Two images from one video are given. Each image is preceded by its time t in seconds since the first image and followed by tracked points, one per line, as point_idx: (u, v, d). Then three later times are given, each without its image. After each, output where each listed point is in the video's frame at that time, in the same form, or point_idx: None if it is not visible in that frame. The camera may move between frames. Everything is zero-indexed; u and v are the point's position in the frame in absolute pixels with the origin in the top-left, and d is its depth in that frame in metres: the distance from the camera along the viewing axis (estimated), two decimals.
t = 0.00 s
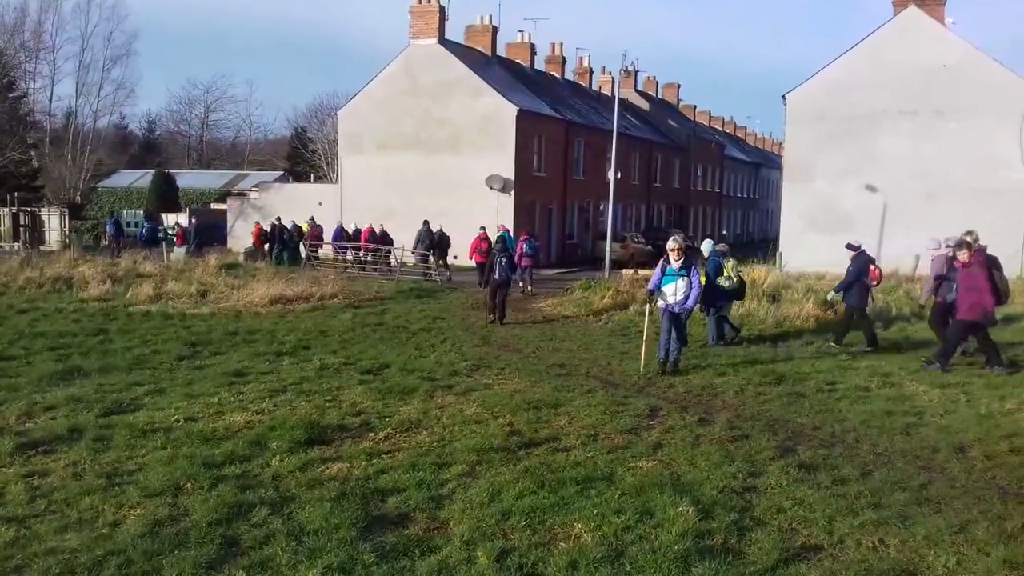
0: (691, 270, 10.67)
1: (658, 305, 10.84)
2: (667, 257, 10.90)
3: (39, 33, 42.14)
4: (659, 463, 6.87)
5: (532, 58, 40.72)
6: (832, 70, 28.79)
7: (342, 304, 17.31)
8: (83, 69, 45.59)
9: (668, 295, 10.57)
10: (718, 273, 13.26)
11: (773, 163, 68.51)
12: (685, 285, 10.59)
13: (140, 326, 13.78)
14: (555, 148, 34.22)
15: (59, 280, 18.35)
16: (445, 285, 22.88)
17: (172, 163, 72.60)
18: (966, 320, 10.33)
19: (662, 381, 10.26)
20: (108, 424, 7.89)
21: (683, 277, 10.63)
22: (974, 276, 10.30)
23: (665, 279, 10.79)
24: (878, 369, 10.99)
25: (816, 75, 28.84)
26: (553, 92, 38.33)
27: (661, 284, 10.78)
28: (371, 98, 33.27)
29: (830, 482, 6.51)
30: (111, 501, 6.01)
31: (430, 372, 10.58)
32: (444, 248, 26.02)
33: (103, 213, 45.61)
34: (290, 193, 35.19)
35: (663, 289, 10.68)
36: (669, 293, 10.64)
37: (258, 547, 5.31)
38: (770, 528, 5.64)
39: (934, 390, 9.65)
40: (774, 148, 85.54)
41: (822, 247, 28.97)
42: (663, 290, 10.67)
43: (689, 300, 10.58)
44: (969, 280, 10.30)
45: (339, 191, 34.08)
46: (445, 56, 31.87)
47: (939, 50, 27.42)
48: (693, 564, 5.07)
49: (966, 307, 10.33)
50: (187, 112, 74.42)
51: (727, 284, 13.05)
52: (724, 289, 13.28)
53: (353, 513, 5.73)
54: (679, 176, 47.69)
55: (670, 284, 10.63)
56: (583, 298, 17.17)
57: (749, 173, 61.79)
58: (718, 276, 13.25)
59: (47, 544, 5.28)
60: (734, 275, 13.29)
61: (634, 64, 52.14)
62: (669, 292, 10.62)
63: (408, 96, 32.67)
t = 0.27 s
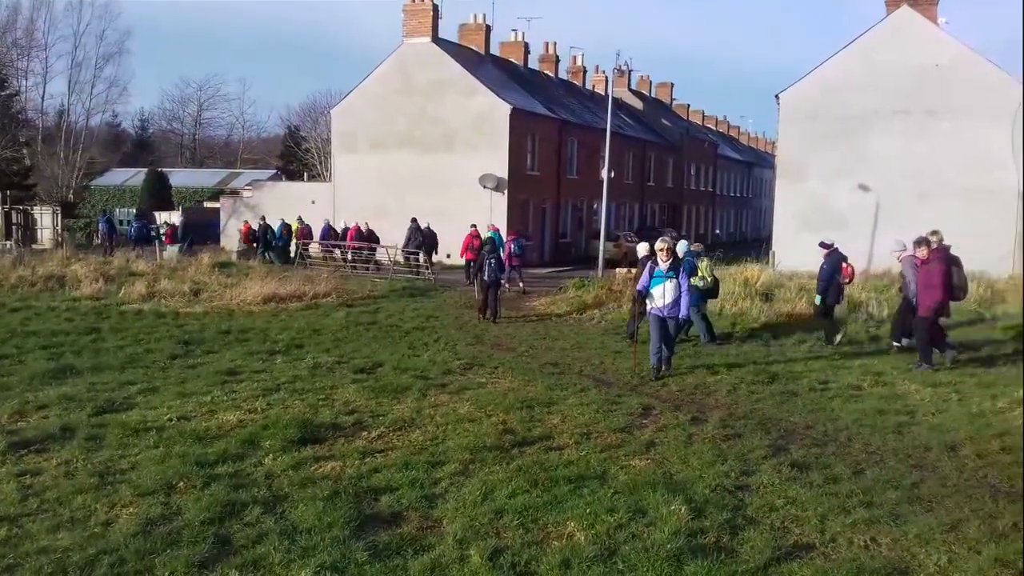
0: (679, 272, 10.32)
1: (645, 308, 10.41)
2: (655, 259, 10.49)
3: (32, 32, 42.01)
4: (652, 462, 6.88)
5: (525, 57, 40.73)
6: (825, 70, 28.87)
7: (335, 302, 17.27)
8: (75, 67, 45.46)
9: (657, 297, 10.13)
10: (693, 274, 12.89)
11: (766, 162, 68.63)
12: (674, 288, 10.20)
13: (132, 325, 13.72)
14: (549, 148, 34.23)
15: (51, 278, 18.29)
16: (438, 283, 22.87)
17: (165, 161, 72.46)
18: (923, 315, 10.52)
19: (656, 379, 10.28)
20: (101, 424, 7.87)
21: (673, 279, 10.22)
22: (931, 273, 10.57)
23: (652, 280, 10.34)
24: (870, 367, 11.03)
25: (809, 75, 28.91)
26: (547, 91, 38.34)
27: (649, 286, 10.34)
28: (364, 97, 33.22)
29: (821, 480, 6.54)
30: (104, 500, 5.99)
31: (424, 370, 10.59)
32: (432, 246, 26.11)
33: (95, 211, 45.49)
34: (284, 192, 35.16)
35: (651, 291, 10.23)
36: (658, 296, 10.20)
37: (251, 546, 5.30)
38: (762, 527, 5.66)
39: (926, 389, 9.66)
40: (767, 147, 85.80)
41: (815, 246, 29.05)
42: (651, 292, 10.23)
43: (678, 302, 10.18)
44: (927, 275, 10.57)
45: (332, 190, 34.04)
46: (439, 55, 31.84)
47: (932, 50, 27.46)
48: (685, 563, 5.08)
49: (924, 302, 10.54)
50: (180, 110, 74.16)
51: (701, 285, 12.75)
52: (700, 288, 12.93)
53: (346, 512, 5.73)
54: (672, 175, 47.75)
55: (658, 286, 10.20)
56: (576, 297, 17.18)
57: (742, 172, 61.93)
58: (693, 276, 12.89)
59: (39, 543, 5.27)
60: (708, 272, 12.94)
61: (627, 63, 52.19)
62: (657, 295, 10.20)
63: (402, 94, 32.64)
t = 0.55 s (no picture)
0: (671, 272, 10.05)
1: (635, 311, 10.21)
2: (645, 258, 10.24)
3: (21, 30, 41.83)
4: (642, 462, 6.88)
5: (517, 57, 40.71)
6: (815, 71, 28.96)
7: (325, 302, 17.25)
8: (64, 66, 45.26)
9: (647, 299, 9.93)
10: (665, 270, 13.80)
11: (756, 163, 68.85)
12: (665, 290, 9.95)
13: (121, 325, 13.66)
14: (540, 148, 34.24)
15: (39, 278, 18.20)
16: (429, 283, 22.84)
17: (155, 160, 72.26)
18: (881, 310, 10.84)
19: (645, 378, 10.30)
20: (88, 424, 7.83)
21: (662, 280, 9.99)
22: (892, 270, 10.86)
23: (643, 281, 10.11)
24: (860, 367, 11.08)
25: (800, 76, 29.01)
26: (539, 91, 38.35)
27: (640, 288, 10.16)
28: (356, 96, 33.16)
29: (809, 480, 6.55)
30: (91, 501, 5.96)
31: (414, 370, 10.60)
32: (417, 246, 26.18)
33: (84, 210, 45.30)
34: (274, 192, 35.11)
35: (642, 294, 10.03)
36: (648, 297, 9.99)
37: (239, 547, 5.28)
38: (751, 526, 5.66)
39: (914, 389, 9.70)
40: (757, 148, 86.08)
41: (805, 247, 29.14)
42: (641, 294, 10.02)
43: (669, 305, 9.98)
44: (886, 272, 10.89)
45: (323, 190, 33.99)
46: (431, 55, 31.82)
47: (921, 51, 27.60)
48: (675, 563, 5.08)
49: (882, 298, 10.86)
50: (170, 109, 73.90)
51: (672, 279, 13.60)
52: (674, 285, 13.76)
53: (335, 513, 5.72)
54: (663, 175, 47.82)
55: (649, 287, 9.99)
56: (567, 297, 17.21)
57: (733, 173, 62.10)
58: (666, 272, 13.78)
59: (25, 545, 5.24)
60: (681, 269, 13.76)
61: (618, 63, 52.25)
62: (647, 297, 10.00)
63: (393, 94, 32.59)
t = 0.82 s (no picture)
0: (666, 275, 9.65)
1: (629, 313, 9.95)
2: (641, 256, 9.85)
3: (8, 28, 41.60)
4: (631, 461, 6.89)
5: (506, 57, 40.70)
6: (803, 72, 29.22)
7: (314, 302, 17.19)
8: (51, 65, 44.97)
9: (641, 304, 9.66)
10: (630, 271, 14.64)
11: (744, 163, 69.09)
12: (659, 294, 9.61)
13: (109, 324, 13.59)
14: (528, 147, 34.22)
15: (25, 277, 18.09)
16: (418, 283, 22.83)
17: (142, 159, 71.86)
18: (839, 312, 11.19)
19: (634, 378, 10.33)
20: (76, 424, 7.78)
21: (656, 284, 9.62)
22: (848, 271, 11.23)
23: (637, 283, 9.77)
24: (848, 366, 11.13)
25: (786, 77, 29.26)
26: (528, 91, 38.35)
27: (633, 289, 9.80)
28: (344, 95, 33.10)
29: (798, 480, 6.57)
30: (79, 502, 5.93)
31: (403, 369, 10.59)
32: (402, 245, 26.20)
33: (71, 209, 45.04)
34: (263, 191, 35.02)
35: (635, 297, 9.74)
36: (642, 300, 9.72)
37: (227, 548, 5.27)
38: (740, 526, 5.68)
39: (901, 389, 9.76)
40: (745, 147, 86.37)
41: (792, 246, 29.27)
42: (635, 297, 9.73)
43: (663, 308, 9.66)
44: (843, 274, 11.26)
45: (311, 189, 33.91)
46: (419, 54, 31.80)
47: (906, 52, 27.83)
48: (664, 562, 5.09)
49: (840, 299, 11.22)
50: (157, 108, 73.57)
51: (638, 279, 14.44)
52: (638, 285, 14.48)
53: (324, 513, 5.71)
54: (652, 175, 47.90)
55: (643, 290, 9.68)
56: (556, 296, 17.23)
57: (721, 173, 62.27)
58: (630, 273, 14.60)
59: (13, 545, 5.21)
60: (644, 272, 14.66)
61: (607, 63, 52.31)
62: (641, 300, 9.71)
63: (381, 93, 32.53)
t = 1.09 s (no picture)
0: (658, 273, 9.33)
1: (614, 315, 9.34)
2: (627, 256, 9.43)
3: None
4: (618, 460, 6.90)
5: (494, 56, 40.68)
6: (789, 72, 29.18)
7: (301, 301, 17.13)
8: (36, 63, 44.69)
9: (636, 302, 9.15)
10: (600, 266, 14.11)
11: (732, 163, 69.34)
12: (653, 292, 9.22)
13: (94, 324, 13.52)
14: (517, 146, 34.23)
15: (10, 277, 17.96)
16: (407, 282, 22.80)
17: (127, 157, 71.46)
18: (803, 312, 11.03)
19: (622, 377, 10.34)
20: (60, 424, 7.74)
21: (650, 281, 9.24)
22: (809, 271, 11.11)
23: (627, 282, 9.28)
24: (834, 365, 11.17)
25: (773, 76, 29.23)
26: (516, 91, 38.35)
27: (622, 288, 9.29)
28: (332, 94, 33.01)
29: (785, 478, 6.60)
30: (63, 503, 5.89)
31: (391, 369, 10.57)
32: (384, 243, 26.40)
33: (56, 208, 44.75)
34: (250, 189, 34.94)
35: (626, 296, 9.22)
36: (633, 300, 9.19)
37: (214, 548, 5.25)
38: (726, 524, 5.70)
39: (886, 387, 9.81)
40: (733, 147, 86.67)
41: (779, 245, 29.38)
42: (626, 296, 9.21)
43: (654, 309, 9.26)
44: (803, 273, 11.13)
45: (299, 188, 33.81)
46: (407, 53, 31.78)
47: (892, 52, 27.91)
48: (651, 560, 5.10)
49: (802, 299, 11.06)
50: (143, 106, 73.24)
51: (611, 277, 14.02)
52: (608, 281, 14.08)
53: (310, 512, 5.69)
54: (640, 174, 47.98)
55: (635, 289, 9.22)
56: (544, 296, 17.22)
57: (709, 173, 62.45)
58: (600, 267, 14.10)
59: None
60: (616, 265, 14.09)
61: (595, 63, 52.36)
62: (633, 299, 9.20)
63: (369, 92, 32.47)
